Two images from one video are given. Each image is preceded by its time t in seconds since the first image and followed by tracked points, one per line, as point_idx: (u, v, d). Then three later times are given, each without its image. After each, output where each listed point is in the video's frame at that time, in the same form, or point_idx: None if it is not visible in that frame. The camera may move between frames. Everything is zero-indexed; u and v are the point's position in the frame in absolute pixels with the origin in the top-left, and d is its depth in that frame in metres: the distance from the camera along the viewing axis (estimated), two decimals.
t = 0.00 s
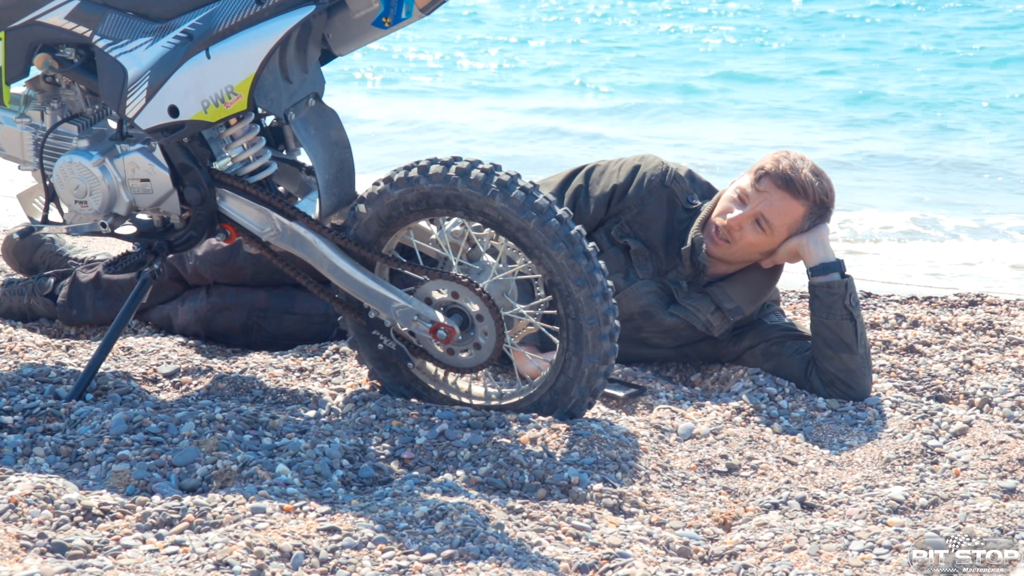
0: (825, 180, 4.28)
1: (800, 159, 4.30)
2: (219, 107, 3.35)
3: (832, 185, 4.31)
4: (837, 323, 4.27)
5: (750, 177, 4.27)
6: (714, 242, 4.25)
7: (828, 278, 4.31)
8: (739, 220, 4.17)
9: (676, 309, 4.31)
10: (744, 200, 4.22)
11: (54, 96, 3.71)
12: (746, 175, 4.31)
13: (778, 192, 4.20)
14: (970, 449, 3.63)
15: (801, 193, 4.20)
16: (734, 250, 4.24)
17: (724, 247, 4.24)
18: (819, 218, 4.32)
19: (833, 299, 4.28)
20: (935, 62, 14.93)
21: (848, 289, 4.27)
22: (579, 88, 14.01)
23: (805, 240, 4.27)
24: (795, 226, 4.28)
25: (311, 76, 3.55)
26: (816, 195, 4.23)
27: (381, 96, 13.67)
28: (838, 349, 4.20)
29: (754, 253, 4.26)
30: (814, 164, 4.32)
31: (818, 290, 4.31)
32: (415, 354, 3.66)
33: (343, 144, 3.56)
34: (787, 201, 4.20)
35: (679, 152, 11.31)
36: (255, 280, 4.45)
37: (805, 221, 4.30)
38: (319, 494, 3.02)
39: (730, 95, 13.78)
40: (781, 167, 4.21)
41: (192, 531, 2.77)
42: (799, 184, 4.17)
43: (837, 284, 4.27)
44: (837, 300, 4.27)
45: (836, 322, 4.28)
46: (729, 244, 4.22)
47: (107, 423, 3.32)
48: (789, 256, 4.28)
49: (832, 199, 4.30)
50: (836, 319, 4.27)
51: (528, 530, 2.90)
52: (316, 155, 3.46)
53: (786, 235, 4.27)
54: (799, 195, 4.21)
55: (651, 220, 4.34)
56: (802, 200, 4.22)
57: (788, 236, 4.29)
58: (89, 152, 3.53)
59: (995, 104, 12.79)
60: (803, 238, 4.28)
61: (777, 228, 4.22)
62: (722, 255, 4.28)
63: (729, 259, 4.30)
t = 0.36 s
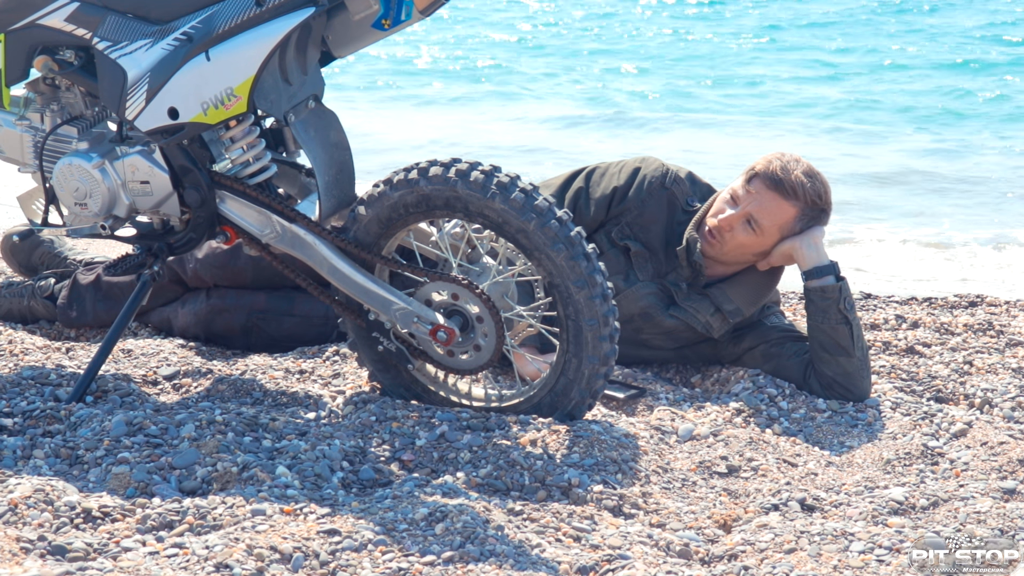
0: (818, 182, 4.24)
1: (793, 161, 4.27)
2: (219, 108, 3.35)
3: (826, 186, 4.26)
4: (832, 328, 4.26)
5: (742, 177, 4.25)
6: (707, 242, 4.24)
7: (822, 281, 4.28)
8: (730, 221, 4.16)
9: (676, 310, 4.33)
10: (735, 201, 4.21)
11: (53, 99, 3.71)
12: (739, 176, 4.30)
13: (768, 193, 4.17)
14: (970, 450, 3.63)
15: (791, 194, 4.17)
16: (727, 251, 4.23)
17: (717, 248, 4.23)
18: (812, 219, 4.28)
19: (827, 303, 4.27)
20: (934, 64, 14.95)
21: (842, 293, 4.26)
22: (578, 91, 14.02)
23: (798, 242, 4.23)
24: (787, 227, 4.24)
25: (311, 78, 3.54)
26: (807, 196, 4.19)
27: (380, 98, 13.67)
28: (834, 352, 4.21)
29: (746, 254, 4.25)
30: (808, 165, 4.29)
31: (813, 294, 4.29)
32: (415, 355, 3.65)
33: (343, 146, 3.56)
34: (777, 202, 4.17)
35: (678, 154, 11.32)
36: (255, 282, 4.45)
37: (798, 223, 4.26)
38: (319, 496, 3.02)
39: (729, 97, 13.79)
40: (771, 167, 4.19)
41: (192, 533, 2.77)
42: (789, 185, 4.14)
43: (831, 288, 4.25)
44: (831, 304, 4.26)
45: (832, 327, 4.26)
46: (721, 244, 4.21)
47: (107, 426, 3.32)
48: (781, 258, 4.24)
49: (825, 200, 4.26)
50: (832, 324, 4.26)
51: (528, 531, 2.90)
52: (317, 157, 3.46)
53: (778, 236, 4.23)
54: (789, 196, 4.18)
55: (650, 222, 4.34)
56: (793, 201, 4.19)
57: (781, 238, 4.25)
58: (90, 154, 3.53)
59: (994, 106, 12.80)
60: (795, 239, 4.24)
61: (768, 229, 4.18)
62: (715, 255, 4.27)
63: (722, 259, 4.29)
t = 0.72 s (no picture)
0: (814, 186, 4.21)
1: (790, 165, 4.25)
2: (217, 112, 3.36)
3: (823, 191, 4.24)
4: (827, 332, 4.28)
5: (737, 183, 4.25)
6: (704, 247, 4.25)
7: (818, 286, 4.30)
8: (725, 226, 4.16)
9: (674, 313, 4.33)
10: (730, 206, 4.21)
11: (51, 102, 3.71)
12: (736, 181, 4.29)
13: (763, 198, 4.17)
14: (968, 454, 3.63)
15: (787, 199, 4.16)
16: (723, 256, 4.24)
17: (713, 253, 4.24)
18: (807, 224, 4.27)
19: (823, 308, 4.28)
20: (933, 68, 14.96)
21: (838, 298, 4.28)
22: (577, 94, 14.03)
23: (793, 248, 4.24)
24: (782, 233, 4.24)
25: (309, 81, 3.53)
26: (802, 202, 4.18)
27: (379, 100, 13.67)
28: (830, 357, 4.21)
29: (742, 259, 4.24)
30: (805, 169, 4.27)
31: (808, 299, 4.31)
32: (413, 359, 3.65)
33: (341, 149, 3.56)
34: (771, 208, 4.17)
35: (677, 158, 11.33)
36: (253, 286, 4.45)
37: (793, 228, 4.25)
38: (317, 499, 3.02)
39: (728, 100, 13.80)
40: (767, 172, 4.18)
41: (190, 536, 2.77)
42: (783, 190, 4.13)
43: (827, 292, 4.27)
44: (826, 309, 4.28)
45: (827, 331, 4.28)
46: (717, 249, 4.21)
47: (105, 429, 3.32)
48: (776, 263, 4.25)
49: (822, 205, 4.24)
50: (828, 328, 4.27)
51: (526, 535, 2.90)
52: (315, 161, 3.46)
53: (773, 241, 4.23)
54: (784, 201, 4.17)
55: (649, 225, 4.35)
56: (788, 206, 4.18)
57: (776, 243, 4.25)
58: (88, 157, 3.53)
59: (993, 110, 12.81)
60: (790, 245, 4.24)
61: (763, 235, 4.18)
62: (711, 260, 4.27)
63: (719, 265, 4.29)
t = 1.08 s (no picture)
0: (808, 191, 4.21)
1: (783, 170, 4.26)
2: (216, 114, 3.36)
3: (817, 196, 4.24)
4: (822, 338, 4.28)
5: (731, 188, 4.25)
6: (699, 252, 4.23)
7: (813, 292, 4.29)
8: (720, 231, 4.14)
9: (672, 317, 4.35)
10: (724, 211, 4.20)
11: (50, 104, 3.72)
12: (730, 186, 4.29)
13: (757, 203, 4.16)
14: (966, 459, 3.63)
15: (780, 204, 4.16)
16: (719, 261, 4.22)
17: (709, 258, 4.22)
18: (801, 229, 4.27)
19: (817, 314, 4.28)
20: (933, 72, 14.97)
21: (833, 304, 4.26)
22: (576, 97, 14.04)
23: (787, 252, 4.22)
24: (777, 237, 4.23)
25: (309, 84, 3.53)
26: (796, 206, 4.18)
27: (379, 103, 13.67)
28: (827, 363, 4.20)
29: (737, 263, 4.24)
30: (799, 174, 4.27)
31: (803, 305, 4.30)
32: (412, 362, 3.65)
33: (340, 152, 3.56)
34: (765, 212, 4.16)
35: (677, 161, 11.34)
36: (253, 289, 4.45)
37: (787, 233, 4.25)
38: (316, 502, 3.02)
39: (727, 104, 13.81)
40: (760, 177, 4.18)
41: (187, 539, 2.77)
42: (776, 194, 4.13)
43: (821, 299, 4.26)
44: (821, 315, 4.27)
45: (822, 337, 4.28)
46: (713, 253, 4.20)
47: (103, 431, 3.32)
48: (770, 268, 4.25)
49: (815, 209, 4.24)
50: (823, 335, 4.27)
51: (525, 538, 2.90)
52: (314, 164, 3.46)
53: (768, 246, 4.22)
54: (778, 206, 4.16)
55: (647, 229, 4.35)
56: (781, 210, 4.17)
57: (770, 248, 4.24)
58: (87, 159, 3.52)
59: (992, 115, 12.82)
60: (785, 250, 4.23)
61: (757, 239, 4.17)
62: (707, 265, 4.27)
63: (715, 269, 4.28)
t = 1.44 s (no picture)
0: (802, 193, 4.19)
1: (777, 172, 4.24)
2: (215, 117, 3.35)
3: (811, 197, 4.23)
4: (819, 342, 4.27)
5: (725, 191, 4.25)
6: (694, 255, 4.25)
7: (809, 295, 4.29)
8: (713, 234, 4.15)
9: (672, 320, 4.33)
10: (718, 214, 4.21)
11: (49, 108, 3.71)
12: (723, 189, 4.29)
13: (750, 206, 4.16)
14: (966, 461, 3.63)
15: (773, 207, 4.15)
16: (714, 264, 4.24)
17: (704, 260, 4.24)
18: (795, 231, 4.26)
19: (813, 318, 4.28)
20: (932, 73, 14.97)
21: (829, 308, 4.27)
22: (576, 99, 14.05)
23: (782, 255, 4.22)
24: (770, 240, 4.22)
25: (308, 87, 3.53)
26: (789, 209, 4.17)
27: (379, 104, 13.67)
28: (825, 366, 4.20)
29: (733, 266, 4.24)
30: (792, 175, 4.25)
31: (799, 309, 4.30)
32: (412, 364, 3.66)
33: (339, 155, 3.56)
34: (758, 215, 4.16)
35: (676, 164, 11.34)
36: (253, 292, 4.45)
37: (781, 235, 4.24)
38: (315, 505, 3.02)
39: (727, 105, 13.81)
40: (752, 180, 4.18)
41: (187, 542, 2.77)
42: (768, 198, 4.12)
43: (817, 303, 4.26)
44: (817, 319, 4.27)
45: (820, 341, 4.27)
46: (707, 256, 4.21)
47: (102, 434, 3.31)
48: (765, 270, 4.25)
49: (810, 211, 4.23)
50: (820, 338, 4.26)
51: (524, 541, 2.90)
52: (314, 166, 3.46)
53: (762, 249, 4.22)
54: (770, 209, 4.16)
55: (646, 232, 4.35)
56: (774, 213, 4.17)
57: (765, 250, 4.24)
58: (86, 162, 3.52)
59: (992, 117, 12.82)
60: (779, 253, 4.23)
61: (750, 242, 4.16)
62: (703, 268, 4.28)
63: (711, 272, 4.29)
